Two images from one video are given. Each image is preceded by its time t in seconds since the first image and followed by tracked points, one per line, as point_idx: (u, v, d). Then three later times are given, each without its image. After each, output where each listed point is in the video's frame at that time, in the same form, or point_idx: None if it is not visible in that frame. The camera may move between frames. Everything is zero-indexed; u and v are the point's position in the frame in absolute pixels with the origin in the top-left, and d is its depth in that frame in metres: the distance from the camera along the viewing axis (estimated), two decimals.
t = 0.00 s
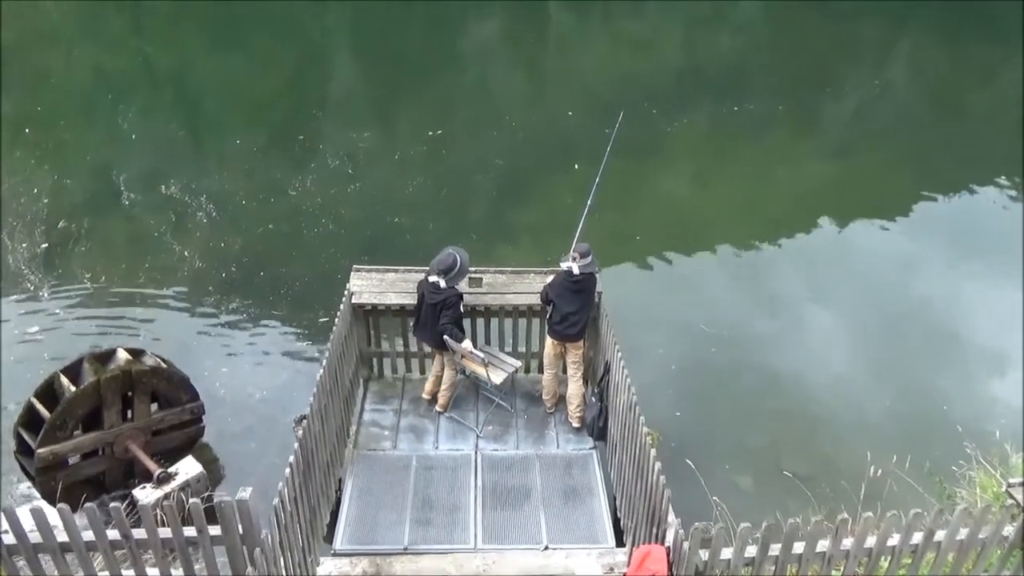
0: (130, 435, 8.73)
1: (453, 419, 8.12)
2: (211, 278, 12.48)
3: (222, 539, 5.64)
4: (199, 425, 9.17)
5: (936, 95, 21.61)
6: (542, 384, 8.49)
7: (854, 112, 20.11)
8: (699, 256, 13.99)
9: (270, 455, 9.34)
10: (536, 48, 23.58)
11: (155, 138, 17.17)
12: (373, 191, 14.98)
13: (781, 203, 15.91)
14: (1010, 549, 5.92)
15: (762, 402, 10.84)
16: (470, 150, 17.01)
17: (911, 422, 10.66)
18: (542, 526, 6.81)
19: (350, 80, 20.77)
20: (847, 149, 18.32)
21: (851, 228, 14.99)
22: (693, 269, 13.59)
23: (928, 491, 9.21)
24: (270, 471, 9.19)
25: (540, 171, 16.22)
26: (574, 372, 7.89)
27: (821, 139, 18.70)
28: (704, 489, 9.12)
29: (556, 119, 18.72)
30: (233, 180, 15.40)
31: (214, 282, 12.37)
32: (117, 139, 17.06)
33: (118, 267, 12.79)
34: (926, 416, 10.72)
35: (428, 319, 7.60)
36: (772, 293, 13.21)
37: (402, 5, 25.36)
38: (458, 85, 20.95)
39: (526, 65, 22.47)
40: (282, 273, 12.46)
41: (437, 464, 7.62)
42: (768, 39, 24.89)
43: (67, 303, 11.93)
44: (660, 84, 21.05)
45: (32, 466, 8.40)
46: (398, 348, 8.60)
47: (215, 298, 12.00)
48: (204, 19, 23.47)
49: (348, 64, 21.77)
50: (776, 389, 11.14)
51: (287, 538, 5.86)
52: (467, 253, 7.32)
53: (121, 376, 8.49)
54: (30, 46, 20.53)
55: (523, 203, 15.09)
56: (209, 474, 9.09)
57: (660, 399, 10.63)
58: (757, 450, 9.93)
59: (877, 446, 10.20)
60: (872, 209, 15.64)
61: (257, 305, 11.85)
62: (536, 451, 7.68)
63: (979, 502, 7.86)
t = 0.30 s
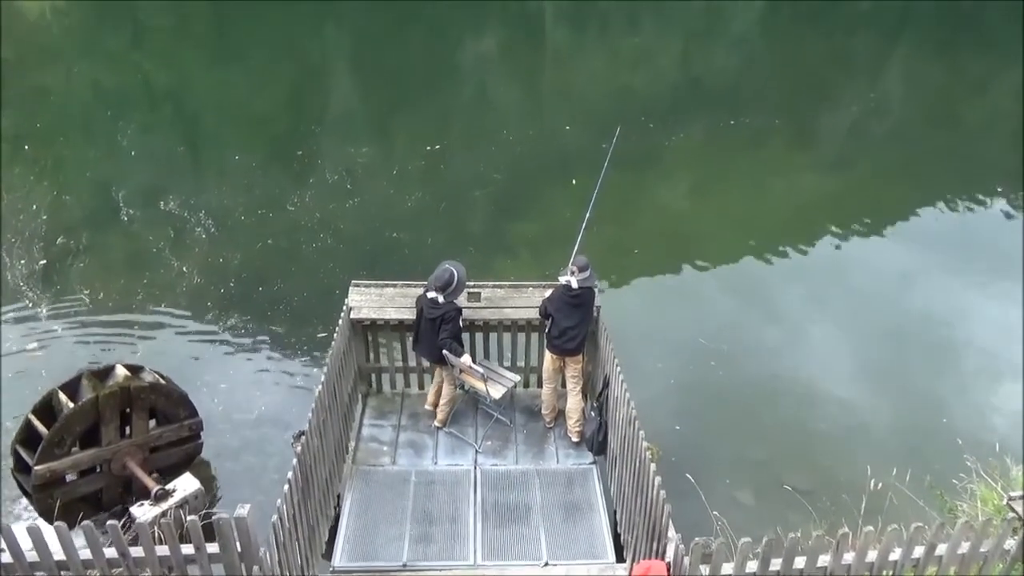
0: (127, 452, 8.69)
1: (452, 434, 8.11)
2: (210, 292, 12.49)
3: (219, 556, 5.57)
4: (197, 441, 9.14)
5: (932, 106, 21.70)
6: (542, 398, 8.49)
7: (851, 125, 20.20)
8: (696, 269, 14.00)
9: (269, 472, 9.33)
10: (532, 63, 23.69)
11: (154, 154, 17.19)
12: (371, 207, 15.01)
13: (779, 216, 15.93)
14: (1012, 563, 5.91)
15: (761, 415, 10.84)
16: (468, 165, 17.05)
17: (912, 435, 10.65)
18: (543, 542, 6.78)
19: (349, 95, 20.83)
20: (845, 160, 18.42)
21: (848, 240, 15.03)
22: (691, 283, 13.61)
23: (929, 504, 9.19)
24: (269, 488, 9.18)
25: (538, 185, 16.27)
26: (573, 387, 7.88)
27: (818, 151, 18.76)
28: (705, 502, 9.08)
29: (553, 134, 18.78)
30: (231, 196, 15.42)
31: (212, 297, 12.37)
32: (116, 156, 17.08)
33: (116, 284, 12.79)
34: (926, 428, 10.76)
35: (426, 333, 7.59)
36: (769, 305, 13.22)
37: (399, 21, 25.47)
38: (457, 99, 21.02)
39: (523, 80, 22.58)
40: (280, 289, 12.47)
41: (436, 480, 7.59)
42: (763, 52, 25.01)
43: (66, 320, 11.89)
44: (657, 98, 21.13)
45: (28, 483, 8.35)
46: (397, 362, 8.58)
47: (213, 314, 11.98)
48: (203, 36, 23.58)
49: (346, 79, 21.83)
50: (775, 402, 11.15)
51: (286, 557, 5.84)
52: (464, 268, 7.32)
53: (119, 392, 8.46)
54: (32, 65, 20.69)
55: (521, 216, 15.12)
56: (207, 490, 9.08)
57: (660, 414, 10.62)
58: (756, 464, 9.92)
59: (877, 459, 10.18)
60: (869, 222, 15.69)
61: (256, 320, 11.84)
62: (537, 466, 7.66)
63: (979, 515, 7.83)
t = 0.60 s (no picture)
0: (126, 463, 8.67)
1: (451, 443, 8.10)
2: (209, 303, 12.49)
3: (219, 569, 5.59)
4: (196, 453, 9.12)
5: (927, 110, 21.77)
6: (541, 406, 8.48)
7: (847, 130, 20.25)
8: (693, 276, 14.02)
9: (268, 483, 9.31)
10: (528, 72, 23.74)
11: (151, 166, 17.20)
12: (368, 216, 15.01)
13: (776, 221, 15.95)
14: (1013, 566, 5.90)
15: (760, 421, 10.84)
16: (465, 173, 17.08)
17: (912, 440, 10.65)
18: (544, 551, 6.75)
19: (345, 105, 20.87)
20: (841, 165, 18.48)
21: (845, 245, 15.06)
22: (690, 289, 13.60)
23: (930, 509, 9.18)
24: (268, 499, 9.16)
25: (535, 194, 16.30)
26: (572, 394, 7.86)
27: (815, 156, 18.81)
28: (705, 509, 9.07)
29: (549, 142, 18.81)
30: (229, 207, 15.43)
31: (210, 309, 12.36)
32: (112, 168, 17.09)
33: (114, 296, 12.77)
34: (925, 432, 10.80)
35: (425, 343, 7.57)
36: (767, 310, 13.24)
37: (395, 31, 25.53)
38: (453, 108, 21.05)
39: (519, 88, 22.62)
40: (278, 299, 12.45)
41: (436, 490, 7.57)
42: (758, 58, 25.09)
43: (64, 332, 11.86)
44: (653, 105, 21.18)
45: (26, 496, 8.30)
46: (396, 372, 8.57)
47: (211, 326, 11.96)
48: (199, 47, 23.63)
49: (343, 89, 21.87)
50: (775, 407, 11.16)
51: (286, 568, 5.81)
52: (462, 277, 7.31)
53: (118, 404, 8.44)
54: (29, 79, 20.73)
55: (518, 225, 15.13)
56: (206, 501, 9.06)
57: (659, 421, 10.60)
58: (757, 471, 9.90)
59: (877, 465, 10.18)
60: (865, 226, 15.72)
61: (254, 331, 11.83)
62: (536, 474, 7.64)
63: (981, 519, 7.82)
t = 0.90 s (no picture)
0: (123, 474, 8.65)
1: (449, 453, 8.09)
2: (206, 313, 12.49)
3: None
4: (193, 464, 9.11)
5: (923, 118, 21.84)
6: (538, 415, 8.47)
7: (843, 139, 20.32)
8: (691, 284, 14.05)
9: (265, 493, 9.30)
10: (525, 82, 23.81)
11: (149, 176, 17.21)
12: (366, 226, 15.02)
13: (774, 230, 15.96)
14: None
15: (759, 430, 10.85)
16: (462, 183, 17.12)
17: (910, 451, 10.65)
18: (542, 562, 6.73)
19: (343, 115, 20.92)
20: (837, 174, 18.55)
21: (842, 254, 15.11)
22: (688, 299, 13.61)
23: (929, 518, 9.17)
24: (265, 510, 9.14)
25: (532, 203, 16.33)
26: (570, 403, 7.86)
27: (811, 166, 18.88)
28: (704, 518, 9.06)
29: (546, 151, 18.87)
30: (227, 217, 15.45)
31: (208, 318, 12.35)
32: (110, 178, 17.10)
33: (112, 305, 12.76)
34: (923, 441, 10.83)
35: (424, 353, 7.56)
36: (765, 319, 13.27)
37: (393, 41, 25.60)
38: (450, 117, 21.11)
39: (516, 98, 22.68)
40: (276, 309, 12.45)
41: (434, 500, 7.55)
42: (755, 68, 25.17)
43: (61, 342, 11.86)
44: (649, 115, 21.25)
45: (23, 508, 8.28)
46: (393, 381, 8.57)
47: (209, 336, 11.96)
48: (198, 57, 23.69)
49: (341, 99, 21.93)
50: (773, 415, 11.18)
51: None
52: (459, 284, 7.33)
53: (115, 415, 8.43)
54: (27, 89, 20.77)
55: (516, 234, 15.16)
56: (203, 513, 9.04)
57: (657, 430, 10.60)
58: (755, 481, 9.89)
59: (876, 474, 10.17)
60: (862, 235, 15.76)
61: (252, 341, 11.82)
62: (535, 484, 7.63)
63: (979, 529, 7.81)
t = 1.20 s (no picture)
0: (114, 494, 8.58)
1: (443, 471, 8.04)
2: (199, 330, 12.44)
3: None
4: (184, 483, 9.07)
5: (913, 136, 22.02)
6: (533, 433, 8.44)
7: (834, 157, 20.46)
8: (685, 301, 14.07)
9: (258, 513, 9.24)
10: (518, 99, 23.92)
11: (143, 193, 17.18)
12: (360, 243, 15.01)
13: (767, 246, 16.01)
14: None
15: (753, 446, 10.84)
16: (456, 201, 17.15)
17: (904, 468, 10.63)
18: None
19: (337, 132, 20.97)
20: (829, 191, 18.66)
21: (835, 270, 15.16)
22: (680, 315, 13.62)
23: (924, 535, 9.16)
24: (258, 529, 9.06)
25: (526, 220, 16.36)
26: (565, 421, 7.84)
27: (803, 183, 18.99)
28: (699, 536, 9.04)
29: (540, 169, 18.92)
30: (220, 234, 15.43)
31: (201, 336, 12.30)
32: (104, 195, 17.06)
33: (104, 323, 12.71)
34: (918, 458, 10.82)
35: (417, 372, 7.52)
36: (760, 336, 13.27)
37: (387, 59, 25.71)
38: (444, 135, 21.18)
39: (510, 116, 22.78)
40: (270, 327, 12.40)
41: (428, 519, 7.50)
42: (747, 86, 25.35)
43: (52, 361, 11.79)
44: (642, 133, 21.37)
45: (12, 529, 8.19)
46: (387, 399, 8.53)
47: (201, 354, 11.90)
48: (191, 74, 23.73)
49: (335, 116, 21.98)
50: (768, 432, 11.17)
51: None
52: (452, 301, 7.32)
53: (107, 434, 8.40)
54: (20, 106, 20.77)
55: (510, 251, 15.17)
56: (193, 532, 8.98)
57: (652, 447, 10.59)
58: (749, 498, 9.87)
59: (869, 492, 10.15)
60: (854, 251, 15.84)
61: (245, 358, 11.77)
62: (529, 503, 7.60)
63: (973, 546, 7.81)
